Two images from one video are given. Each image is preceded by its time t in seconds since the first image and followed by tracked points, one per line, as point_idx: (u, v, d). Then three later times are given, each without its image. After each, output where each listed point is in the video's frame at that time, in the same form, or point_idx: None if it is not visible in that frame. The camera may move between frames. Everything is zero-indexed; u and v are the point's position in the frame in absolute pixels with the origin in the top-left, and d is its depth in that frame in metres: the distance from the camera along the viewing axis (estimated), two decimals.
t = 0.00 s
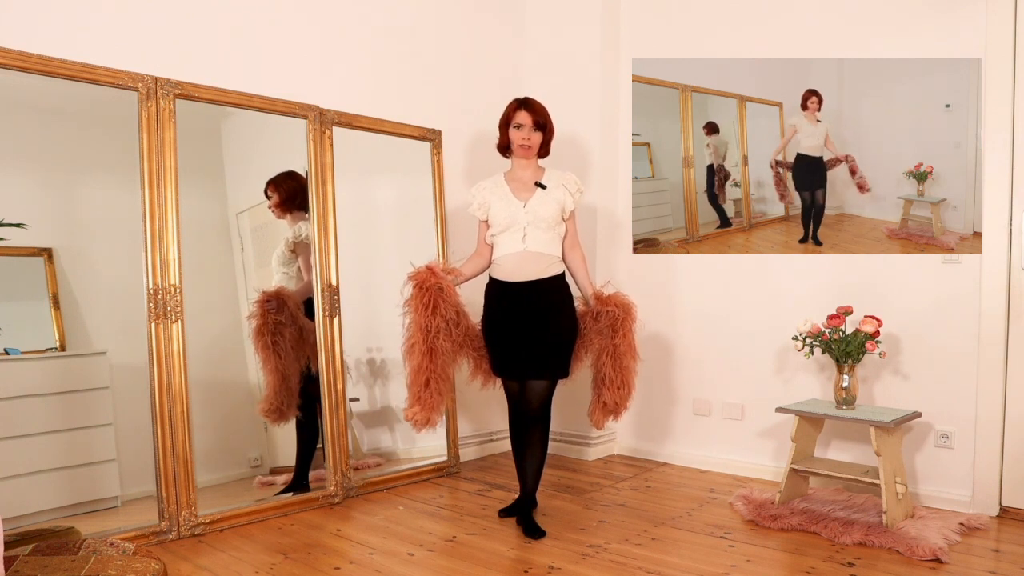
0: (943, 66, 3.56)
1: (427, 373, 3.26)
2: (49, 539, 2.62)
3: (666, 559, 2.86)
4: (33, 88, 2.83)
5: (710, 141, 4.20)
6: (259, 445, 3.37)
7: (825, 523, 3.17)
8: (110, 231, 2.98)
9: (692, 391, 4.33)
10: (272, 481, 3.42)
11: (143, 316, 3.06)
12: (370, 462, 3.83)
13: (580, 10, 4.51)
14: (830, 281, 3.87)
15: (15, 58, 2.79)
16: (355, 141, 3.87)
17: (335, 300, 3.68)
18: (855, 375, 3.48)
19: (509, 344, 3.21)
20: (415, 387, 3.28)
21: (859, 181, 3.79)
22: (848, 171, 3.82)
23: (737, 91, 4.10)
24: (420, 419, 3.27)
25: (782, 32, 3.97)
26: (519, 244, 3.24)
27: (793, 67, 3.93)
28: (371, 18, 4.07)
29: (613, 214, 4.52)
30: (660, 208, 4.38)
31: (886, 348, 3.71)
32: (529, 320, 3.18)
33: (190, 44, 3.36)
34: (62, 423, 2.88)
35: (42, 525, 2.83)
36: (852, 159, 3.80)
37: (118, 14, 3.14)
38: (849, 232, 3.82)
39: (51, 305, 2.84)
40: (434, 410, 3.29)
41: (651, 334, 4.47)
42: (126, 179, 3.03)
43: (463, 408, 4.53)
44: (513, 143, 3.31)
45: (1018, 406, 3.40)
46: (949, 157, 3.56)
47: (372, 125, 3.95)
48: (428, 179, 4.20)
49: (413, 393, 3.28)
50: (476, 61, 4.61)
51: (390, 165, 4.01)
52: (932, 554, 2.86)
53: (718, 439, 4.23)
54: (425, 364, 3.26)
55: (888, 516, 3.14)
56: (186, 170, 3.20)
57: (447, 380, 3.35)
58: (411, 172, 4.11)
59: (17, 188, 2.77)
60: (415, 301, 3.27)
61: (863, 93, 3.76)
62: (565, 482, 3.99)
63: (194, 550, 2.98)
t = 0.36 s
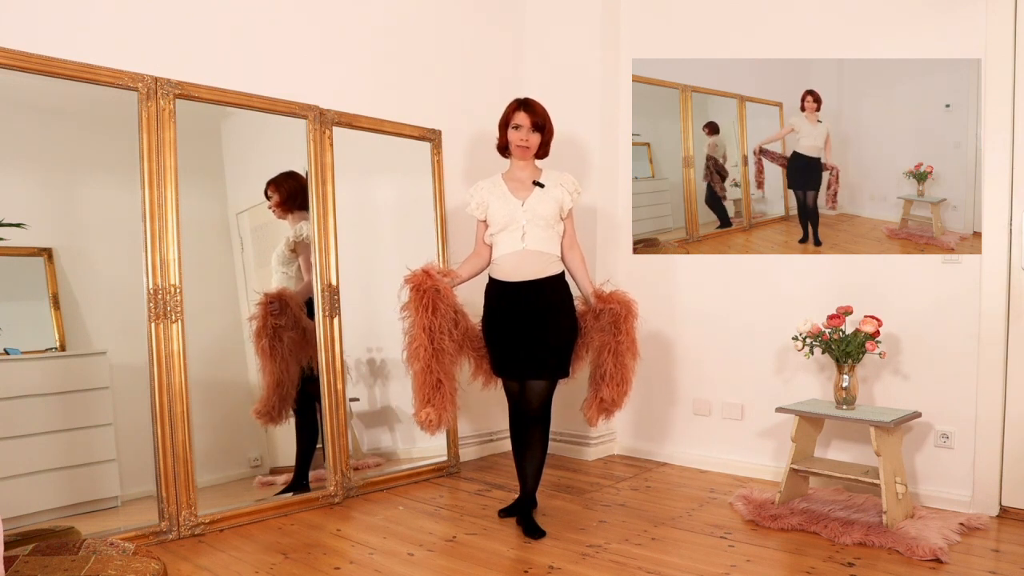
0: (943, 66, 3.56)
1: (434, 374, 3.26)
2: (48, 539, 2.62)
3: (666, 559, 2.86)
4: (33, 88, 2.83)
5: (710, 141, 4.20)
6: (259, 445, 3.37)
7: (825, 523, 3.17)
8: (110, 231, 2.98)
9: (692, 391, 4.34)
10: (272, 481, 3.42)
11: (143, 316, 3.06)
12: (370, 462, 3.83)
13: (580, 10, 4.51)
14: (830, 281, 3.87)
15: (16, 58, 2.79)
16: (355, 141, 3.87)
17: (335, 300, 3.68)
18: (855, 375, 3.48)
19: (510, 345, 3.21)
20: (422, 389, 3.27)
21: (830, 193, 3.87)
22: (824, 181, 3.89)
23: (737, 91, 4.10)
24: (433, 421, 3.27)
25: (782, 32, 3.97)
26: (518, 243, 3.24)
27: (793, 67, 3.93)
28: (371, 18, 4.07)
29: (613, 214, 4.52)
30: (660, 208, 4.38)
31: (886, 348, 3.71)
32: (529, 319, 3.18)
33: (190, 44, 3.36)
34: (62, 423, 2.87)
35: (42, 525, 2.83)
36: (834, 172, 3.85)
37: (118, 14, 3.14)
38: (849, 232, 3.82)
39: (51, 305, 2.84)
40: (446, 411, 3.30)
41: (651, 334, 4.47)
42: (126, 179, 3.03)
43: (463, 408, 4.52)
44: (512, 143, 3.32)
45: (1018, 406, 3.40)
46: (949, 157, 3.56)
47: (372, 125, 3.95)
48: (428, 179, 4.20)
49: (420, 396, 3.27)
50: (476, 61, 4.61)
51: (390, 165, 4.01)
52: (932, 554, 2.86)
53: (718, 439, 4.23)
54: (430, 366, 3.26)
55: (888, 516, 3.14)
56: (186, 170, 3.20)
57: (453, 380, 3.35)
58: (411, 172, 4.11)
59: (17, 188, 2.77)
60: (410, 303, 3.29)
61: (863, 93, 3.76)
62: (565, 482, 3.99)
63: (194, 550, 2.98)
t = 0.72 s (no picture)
0: (943, 66, 3.56)
1: (432, 377, 3.25)
2: (49, 539, 2.62)
3: (666, 559, 2.86)
4: (33, 88, 2.83)
5: (710, 139, 4.20)
6: (259, 445, 3.37)
7: (825, 523, 3.17)
8: (110, 232, 2.98)
9: (692, 391, 4.34)
10: (272, 481, 3.42)
11: (143, 316, 3.06)
12: (370, 462, 3.83)
13: (580, 10, 4.51)
14: (830, 281, 3.87)
15: (16, 58, 2.79)
16: (355, 141, 3.87)
17: (335, 300, 3.68)
18: (855, 375, 3.48)
19: (510, 345, 3.21)
20: (420, 392, 3.25)
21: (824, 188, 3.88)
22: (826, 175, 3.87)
23: (737, 91, 4.09)
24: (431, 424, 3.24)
25: (782, 32, 3.97)
26: (517, 243, 3.24)
27: (793, 67, 3.93)
28: (371, 18, 4.07)
29: (613, 214, 4.52)
30: (660, 208, 4.38)
31: (886, 348, 3.71)
32: (529, 319, 3.18)
33: (190, 43, 3.36)
34: (62, 423, 2.88)
35: (42, 525, 2.83)
36: (837, 167, 3.84)
37: (118, 14, 3.14)
38: (849, 232, 3.82)
39: (51, 305, 2.84)
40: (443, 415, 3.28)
41: (651, 333, 4.47)
42: (126, 179, 3.03)
43: (463, 408, 4.52)
44: (513, 140, 3.32)
45: (1018, 406, 3.40)
46: (950, 157, 3.56)
47: (372, 125, 3.95)
48: (428, 179, 4.19)
49: (419, 399, 3.25)
50: (476, 60, 4.60)
51: (390, 165, 4.01)
52: (932, 554, 2.86)
53: (717, 439, 4.23)
54: (428, 368, 3.24)
55: (888, 516, 3.14)
56: (186, 170, 3.20)
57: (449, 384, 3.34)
58: (411, 172, 4.11)
59: (17, 188, 2.77)
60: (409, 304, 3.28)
61: (863, 93, 3.76)
62: (565, 482, 3.99)
63: (194, 550, 2.98)
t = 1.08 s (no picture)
0: (943, 66, 3.56)
1: (423, 373, 3.25)
2: (49, 539, 2.62)
3: (666, 559, 2.86)
4: (33, 88, 2.83)
5: (710, 139, 4.20)
6: (259, 445, 3.37)
7: (825, 523, 3.17)
8: (110, 231, 2.98)
9: (692, 391, 4.33)
10: (272, 481, 3.42)
11: (143, 316, 3.06)
12: (370, 462, 3.83)
13: (580, 10, 4.51)
14: (830, 282, 3.88)
15: (16, 58, 2.79)
16: (355, 141, 3.87)
17: (335, 300, 3.68)
18: (855, 375, 3.48)
19: (511, 344, 3.21)
20: (410, 388, 3.25)
21: (844, 186, 3.83)
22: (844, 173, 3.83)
23: (737, 91, 4.10)
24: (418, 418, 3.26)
25: (783, 32, 3.97)
26: (517, 242, 3.23)
27: (793, 67, 3.93)
28: (371, 18, 4.07)
29: (613, 214, 4.52)
30: (660, 208, 4.38)
31: (886, 348, 3.71)
32: (529, 320, 3.18)
33: (190, 44, 3.36)
34: (62, 423, 2.87)
35: (42, 525, 2.83)
36: (855, 162, 3.80)
37: (118, 13, 3.14)
38: (849, 233, 3.82)
39: (51, 305, 2.84)
40: (432, 408, 3.30)
41: (651, 333, 4.47)
42: (126, 179, 3.03)
43: (463, 408, 4.52)
44: (515, 141, 3.32)
45: (1018, 406, 3.40)
46: (950, 157, 3.56)
47: (372, 125, 3.95)
48: (428, 179, 4.19)
49: (408, 394, 3.25)
50: (476, 60, 4.61)
51: (390, 165, 4.01)
52: (932, 554, 2.87)
53: (717, 439, 4.24)
54: (420, 364, 3.25)
55: (888, 516, 3.14)
56: (186, 170, 3.20)
57: (443, 377, 3.35)
58: (411, 172, 4.11)
59: (17, 188, 2.77)
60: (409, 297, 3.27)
61: (863, 93, 3.76)
62: (565, 482, 3.99)
63: (194, 550, 2.98)
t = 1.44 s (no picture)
0: (943, 66, 3.57)
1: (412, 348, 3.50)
2: (48, 539, 2.62)
3: (666, 558, 2.86)
4: (33, 88, 2.83)
5: (711, 141, 4.20)
6: (259, 445, 3.37)
7: (825, 523, 3.17)
8: (110, 231, 2.98)
9: (693, 391, 4.33)
10: (272, 481, 3.42)
11: (143, 316, 3.06)
12: (370, 462, 3.83)
13: (580, 10, 4.51)
14: (830, 282, 3.88)
15: (15, 58, 2.79)
16: (355, 141, 3.87)
17: (335, 300, 3.68)
18: (855, 375, 3.48)
19: (511, 344, 3.21)
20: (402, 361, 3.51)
21: (868, 183, 3.76)
22: (864, 169, 3.77)
23: (737, 91, 4.10)
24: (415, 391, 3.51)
25: (783, 32, 3.97)
26: (519, 240, 3.23)
27: (793, 67, 3.93)
28: (371, 18, 4.07)
29: (613, 215, 4.52)
30: (660, 208, 4.38)
31: (886, 348, 3.71)
32: (529, 320, 3.18)
33: (191, 44, 3.36)
34: (62, 423, 2.87)
35: (43, 525, 2.83)
36: (871, 157, 3.75)
37: (118, 14, 3.14)
38: (849, 232, 3.82)
39: (51, 305, 2.84)
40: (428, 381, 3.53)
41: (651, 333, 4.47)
42: (126, 179, 3.03)
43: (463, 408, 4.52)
44: (515, 139, 3.33)
45: (1018, 406, 3.40)
46: (950, 157, 3.56)
47: (372, 125, 3.95)
48: (428, 179, 4.19)
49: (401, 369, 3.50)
50: (476, 60, 4.61)
51: (390, 165, 4.01)
52: (932, 553, 2.87)
53: (718, 439, 4.23)
54: (407, 340, 3.50)
55: (888, 516, 3.14)
56: (186, 170, 3.20)
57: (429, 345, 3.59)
58: (411, 172, 4.11)
59: (16, 188, 2.77)
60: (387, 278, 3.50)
61: (863, 93, 3.76)
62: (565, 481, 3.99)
63: (194, 550, 2.98)
